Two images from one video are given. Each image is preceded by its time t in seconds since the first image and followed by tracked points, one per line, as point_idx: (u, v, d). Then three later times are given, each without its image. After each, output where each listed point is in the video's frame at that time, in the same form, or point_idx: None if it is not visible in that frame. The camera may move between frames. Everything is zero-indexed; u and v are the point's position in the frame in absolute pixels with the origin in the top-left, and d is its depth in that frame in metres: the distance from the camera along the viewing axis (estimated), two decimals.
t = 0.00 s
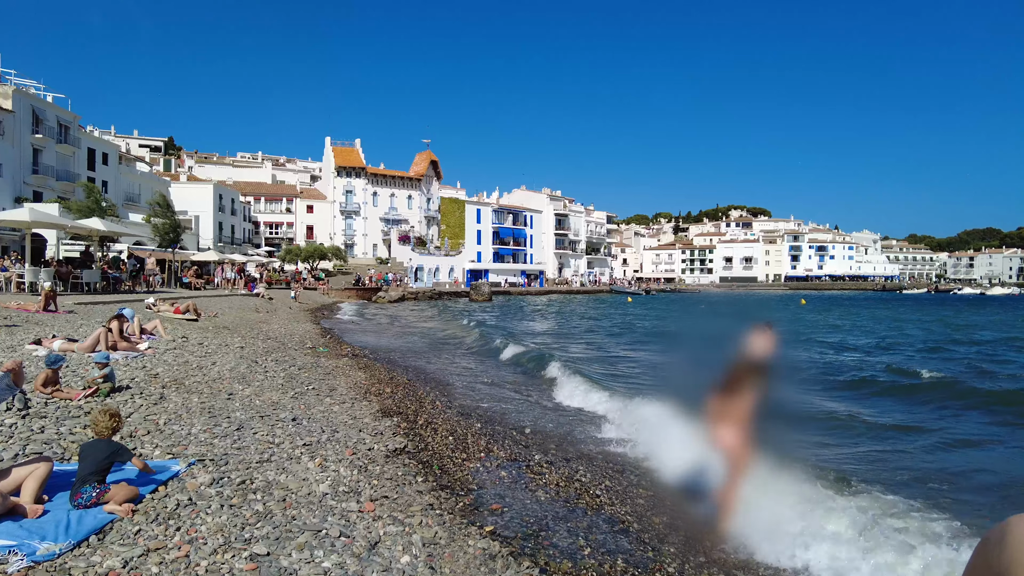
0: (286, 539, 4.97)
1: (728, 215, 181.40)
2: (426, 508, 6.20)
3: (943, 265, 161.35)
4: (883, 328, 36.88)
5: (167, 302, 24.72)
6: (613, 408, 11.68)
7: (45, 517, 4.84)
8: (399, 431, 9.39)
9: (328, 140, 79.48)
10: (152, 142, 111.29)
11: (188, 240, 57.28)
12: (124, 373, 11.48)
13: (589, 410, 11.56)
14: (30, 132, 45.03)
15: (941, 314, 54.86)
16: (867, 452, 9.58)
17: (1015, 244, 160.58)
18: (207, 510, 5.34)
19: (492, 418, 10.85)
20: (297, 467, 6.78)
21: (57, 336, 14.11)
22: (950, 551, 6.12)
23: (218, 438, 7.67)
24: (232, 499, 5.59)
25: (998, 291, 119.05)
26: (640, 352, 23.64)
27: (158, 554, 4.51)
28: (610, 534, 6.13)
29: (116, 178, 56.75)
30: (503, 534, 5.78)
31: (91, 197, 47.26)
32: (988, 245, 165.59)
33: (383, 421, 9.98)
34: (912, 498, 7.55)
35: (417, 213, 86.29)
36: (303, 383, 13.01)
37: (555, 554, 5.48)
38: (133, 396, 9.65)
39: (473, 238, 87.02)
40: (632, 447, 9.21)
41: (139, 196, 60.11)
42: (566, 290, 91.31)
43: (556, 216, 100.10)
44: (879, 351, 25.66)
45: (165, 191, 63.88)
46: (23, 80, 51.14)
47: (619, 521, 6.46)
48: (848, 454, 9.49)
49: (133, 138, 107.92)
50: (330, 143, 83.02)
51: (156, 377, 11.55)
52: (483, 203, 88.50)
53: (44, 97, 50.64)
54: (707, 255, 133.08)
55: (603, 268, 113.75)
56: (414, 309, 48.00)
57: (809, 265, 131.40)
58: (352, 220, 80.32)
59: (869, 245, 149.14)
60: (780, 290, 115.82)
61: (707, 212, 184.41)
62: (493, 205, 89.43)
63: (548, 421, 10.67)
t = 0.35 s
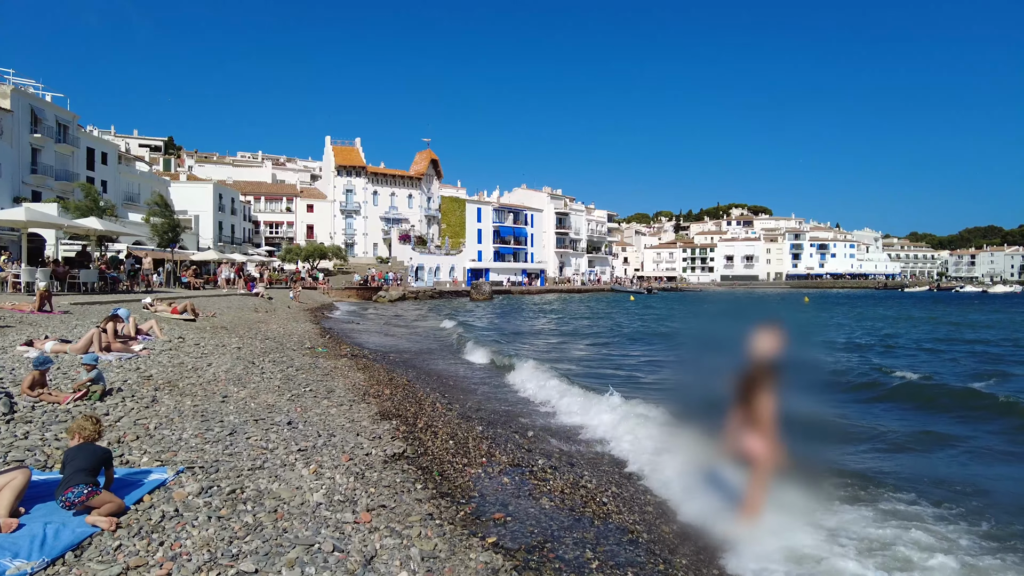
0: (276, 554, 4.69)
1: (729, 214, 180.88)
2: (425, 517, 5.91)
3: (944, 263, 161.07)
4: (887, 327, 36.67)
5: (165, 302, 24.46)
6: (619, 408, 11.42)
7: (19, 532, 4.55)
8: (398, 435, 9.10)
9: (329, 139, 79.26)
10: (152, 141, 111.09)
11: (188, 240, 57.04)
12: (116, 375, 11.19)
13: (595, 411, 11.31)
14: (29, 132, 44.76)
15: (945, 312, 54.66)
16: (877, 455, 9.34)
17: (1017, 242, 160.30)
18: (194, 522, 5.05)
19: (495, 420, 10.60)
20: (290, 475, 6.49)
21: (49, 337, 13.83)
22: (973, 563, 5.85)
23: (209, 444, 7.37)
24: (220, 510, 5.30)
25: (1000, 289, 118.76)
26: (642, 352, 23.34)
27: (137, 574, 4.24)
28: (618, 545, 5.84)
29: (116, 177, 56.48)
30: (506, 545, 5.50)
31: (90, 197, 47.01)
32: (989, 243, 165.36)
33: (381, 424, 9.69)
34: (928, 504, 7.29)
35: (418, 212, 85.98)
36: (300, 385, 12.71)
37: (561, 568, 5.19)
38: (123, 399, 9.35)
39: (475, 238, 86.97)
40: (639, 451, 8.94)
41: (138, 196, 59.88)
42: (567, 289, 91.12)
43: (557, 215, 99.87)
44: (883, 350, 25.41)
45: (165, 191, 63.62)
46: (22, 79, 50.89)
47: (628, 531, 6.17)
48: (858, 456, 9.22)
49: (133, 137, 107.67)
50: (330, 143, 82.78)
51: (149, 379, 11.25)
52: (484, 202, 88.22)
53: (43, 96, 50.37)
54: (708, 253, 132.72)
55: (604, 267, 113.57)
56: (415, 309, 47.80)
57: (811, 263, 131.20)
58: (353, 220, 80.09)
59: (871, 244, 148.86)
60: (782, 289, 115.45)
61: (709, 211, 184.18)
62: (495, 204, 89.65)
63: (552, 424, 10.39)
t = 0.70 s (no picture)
0: (266, 570, 4.42)
1: (730, 214, 180.62)
2: (424, 527, 5.65)
3: (947, 262, 160.82)
4: (891, 327, 36.50)
5: (162, 302, 24.23)
6: (628, 413, 11.17)
7: None
8: (396, 438, 8.83)
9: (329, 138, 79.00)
10: (152, 140, 110.83)
11: (187, 240, 56.79)
12: (108, 377, 10.92)
13: (604, 414, 11.04)
14: (27, 130, 44.49)
15: (948, 312, 54.50)
16: (887, 460, 9.10)
17: (1019, 241, 160.11)
18: (181, 533, 4.78)
19: (501, 424, 10.35)
20: (284, 482, 6.23)
21: (42, 338, 13.57)
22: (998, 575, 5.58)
23: (200, 448, 7.11)
24: (209, 520, 5.04)
25: (1002, 288, 118.54)
26: (645, 353, 23.07)
27: None
28: (627, 556, 5.59)
29: (114, 177, 56.18)
30: (509, 557, 5.24)
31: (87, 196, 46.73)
32: (991, 242, 165.15)
33: (381, 427, 9.44)
34: (943, 512, 7.05)
35: (418, 211, 85.71)
36: (296, 386, 12.45)
37: None
38: (113, 402, 9.09)
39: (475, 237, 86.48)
40: (648, 455, 8.70)
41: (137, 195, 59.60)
42: (568, 289, 90.94)
43: (558, 215, 99.60)
44: (887, 351, 25.14)
45: (164, 190, 63.39)
46: (20, 78, 50.69)
47: (637, 541, 5.92)
48: (869, 462, 8.97)
49: (132, 137, 107.39)
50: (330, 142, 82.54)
51: (142, 381, 11.00)
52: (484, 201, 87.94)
53: (41, 95, 50.09)
54: (710, 253, 132.47)
55: (605, 266, 113.38)
56: (416, 309, 47.60)
57: (812, 263, 130.88)
58: (353, 219, 79.84)
59: (872, 244, 148.60)
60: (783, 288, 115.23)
61: (710, 210, 184.00)
62: (495, 204, 89.39)
63: (558, 428, 10.15)
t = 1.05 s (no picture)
0: None
1: (731, 214, 180.43)
2: (427, 537, 5.38)
3: (947, 263, 160.67)
4: (894, 327, 36.32)
5: (159, 302, 23.96)
6: (645, 419, 10.87)
7: None
8: (397, 442, 8.55)
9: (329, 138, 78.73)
10: (152, 140, 110.56)
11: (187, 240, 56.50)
12: (101, 378, 10.64)
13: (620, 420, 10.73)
14: (25, 129, 44.18)
15: (950, 312, 54.33)
16: (903, 463, 8.82)
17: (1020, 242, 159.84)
18: (168, 546, 4.49)
19: (509, 428, 10.04)
20: (280, 489, 5.94)
21: (35, 337, 13.29)
22: None
23: (193, 453, 6.81)
24: (199, 532, 4.75)
25: (1004, 289, 118.26)
26: (647, 354, 22.83)
27: None
28: (640, 568, 5.31)
29: (114, 176, 55.87)
30: (517, 571, 4.96)
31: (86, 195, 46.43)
32: (992, 243, 164.90)
33: (383, 429, 9.18)
34: (964, 519, 6.78)
35: (418, 211, 85.52)
36: (295, 387, 12.16)
37: None
38: (106, 403, 8.83)
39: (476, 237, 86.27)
40: (662, 462, 8.40)
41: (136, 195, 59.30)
42: (569, 289, 90.73)
43: (559, 215, 99.39)
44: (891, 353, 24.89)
45: (164, 190, 63.10)
46: (19, 76, 50.46)
47: (650, 552, 5.64)
48: (884, 465, 8.71)
49: (132, 137, 107.09)
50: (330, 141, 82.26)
51: (136, 382, 10.71)
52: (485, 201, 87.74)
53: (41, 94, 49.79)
54: (710, 253, 132.28)
55: (606, 266, 113.14)
56: (416, 309, 47.36)
57: (813, 263, 130.61)
58: (353, 219, 79.56)
59: (873, 244, 148.35)
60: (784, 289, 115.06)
61: (711, 211, 183.78)
62: (496, 204, 89.17)
63: (569, 432, 9.88)
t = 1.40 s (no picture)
0: None
1: (730, 214, 180.22)
2: (427, 548, 5.15)
3: (947, 263, 160.47)
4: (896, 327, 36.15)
5: (157, 302, 23.72)
6: (671, 422, 10.68)
7: None
8: (396, 446, 8.31)
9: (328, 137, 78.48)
10: (151, 140, 110.28)
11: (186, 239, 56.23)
12: (94, 380, 10.39)
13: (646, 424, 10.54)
14: (23, 128, 43.88)
15: (951, 313, 54.16)
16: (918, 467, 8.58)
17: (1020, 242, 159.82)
18: (154, 562, 4.26)
19: (513, 432, 9.82)
20: (273, 498, 5.70)
21: (28, 338, 13.06)
22: None
23: (184, 459, 6.56)
24: (187, 545, 4.51)
25: (1004, 289, 118.13)
26: (649, 356, 22.60)
27: None
28: None
29: (112, 176, 55.57)
30: None
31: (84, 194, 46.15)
32: (992, 243, 164.92)
33: (384, 433, 8.97)
34: (981, 526, 6.57)
35: (418, 211, 85.30)
36: (292, 389, 11.94)
37: None
38: (97, 406, 8.59)
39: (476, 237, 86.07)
40: (670, 467, 8.17)
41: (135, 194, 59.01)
42: (569, 289, 90.53)
43: (558, 215, 99.19)
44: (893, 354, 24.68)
45: (162, 189, 62.81)
46: (17, 75, 50.18)
47: (660, 564, 5.45)
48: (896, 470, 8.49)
49: (131, 136, 106.79)
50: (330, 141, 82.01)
51: (129, 384, 10.46)
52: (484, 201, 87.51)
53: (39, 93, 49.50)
54: (710, 253, 132.12)
55: (606, 266, 112.95)
56: (416, 309, 47.12)
57: (813, 263, 130.48)
58: (352, 219, 79.33)
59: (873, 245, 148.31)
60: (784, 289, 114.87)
61: (710, 211, 183.78)
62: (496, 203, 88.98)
63: (573, 437, 9.66)
